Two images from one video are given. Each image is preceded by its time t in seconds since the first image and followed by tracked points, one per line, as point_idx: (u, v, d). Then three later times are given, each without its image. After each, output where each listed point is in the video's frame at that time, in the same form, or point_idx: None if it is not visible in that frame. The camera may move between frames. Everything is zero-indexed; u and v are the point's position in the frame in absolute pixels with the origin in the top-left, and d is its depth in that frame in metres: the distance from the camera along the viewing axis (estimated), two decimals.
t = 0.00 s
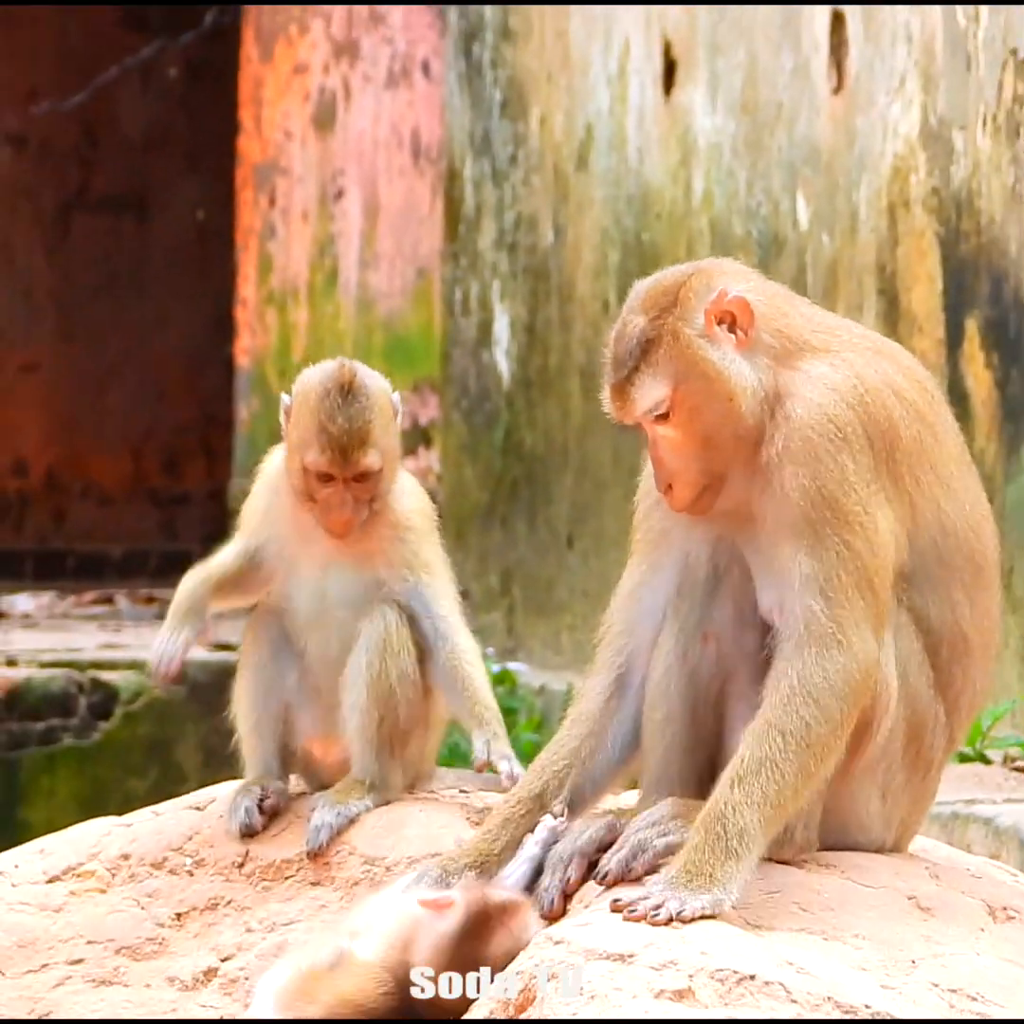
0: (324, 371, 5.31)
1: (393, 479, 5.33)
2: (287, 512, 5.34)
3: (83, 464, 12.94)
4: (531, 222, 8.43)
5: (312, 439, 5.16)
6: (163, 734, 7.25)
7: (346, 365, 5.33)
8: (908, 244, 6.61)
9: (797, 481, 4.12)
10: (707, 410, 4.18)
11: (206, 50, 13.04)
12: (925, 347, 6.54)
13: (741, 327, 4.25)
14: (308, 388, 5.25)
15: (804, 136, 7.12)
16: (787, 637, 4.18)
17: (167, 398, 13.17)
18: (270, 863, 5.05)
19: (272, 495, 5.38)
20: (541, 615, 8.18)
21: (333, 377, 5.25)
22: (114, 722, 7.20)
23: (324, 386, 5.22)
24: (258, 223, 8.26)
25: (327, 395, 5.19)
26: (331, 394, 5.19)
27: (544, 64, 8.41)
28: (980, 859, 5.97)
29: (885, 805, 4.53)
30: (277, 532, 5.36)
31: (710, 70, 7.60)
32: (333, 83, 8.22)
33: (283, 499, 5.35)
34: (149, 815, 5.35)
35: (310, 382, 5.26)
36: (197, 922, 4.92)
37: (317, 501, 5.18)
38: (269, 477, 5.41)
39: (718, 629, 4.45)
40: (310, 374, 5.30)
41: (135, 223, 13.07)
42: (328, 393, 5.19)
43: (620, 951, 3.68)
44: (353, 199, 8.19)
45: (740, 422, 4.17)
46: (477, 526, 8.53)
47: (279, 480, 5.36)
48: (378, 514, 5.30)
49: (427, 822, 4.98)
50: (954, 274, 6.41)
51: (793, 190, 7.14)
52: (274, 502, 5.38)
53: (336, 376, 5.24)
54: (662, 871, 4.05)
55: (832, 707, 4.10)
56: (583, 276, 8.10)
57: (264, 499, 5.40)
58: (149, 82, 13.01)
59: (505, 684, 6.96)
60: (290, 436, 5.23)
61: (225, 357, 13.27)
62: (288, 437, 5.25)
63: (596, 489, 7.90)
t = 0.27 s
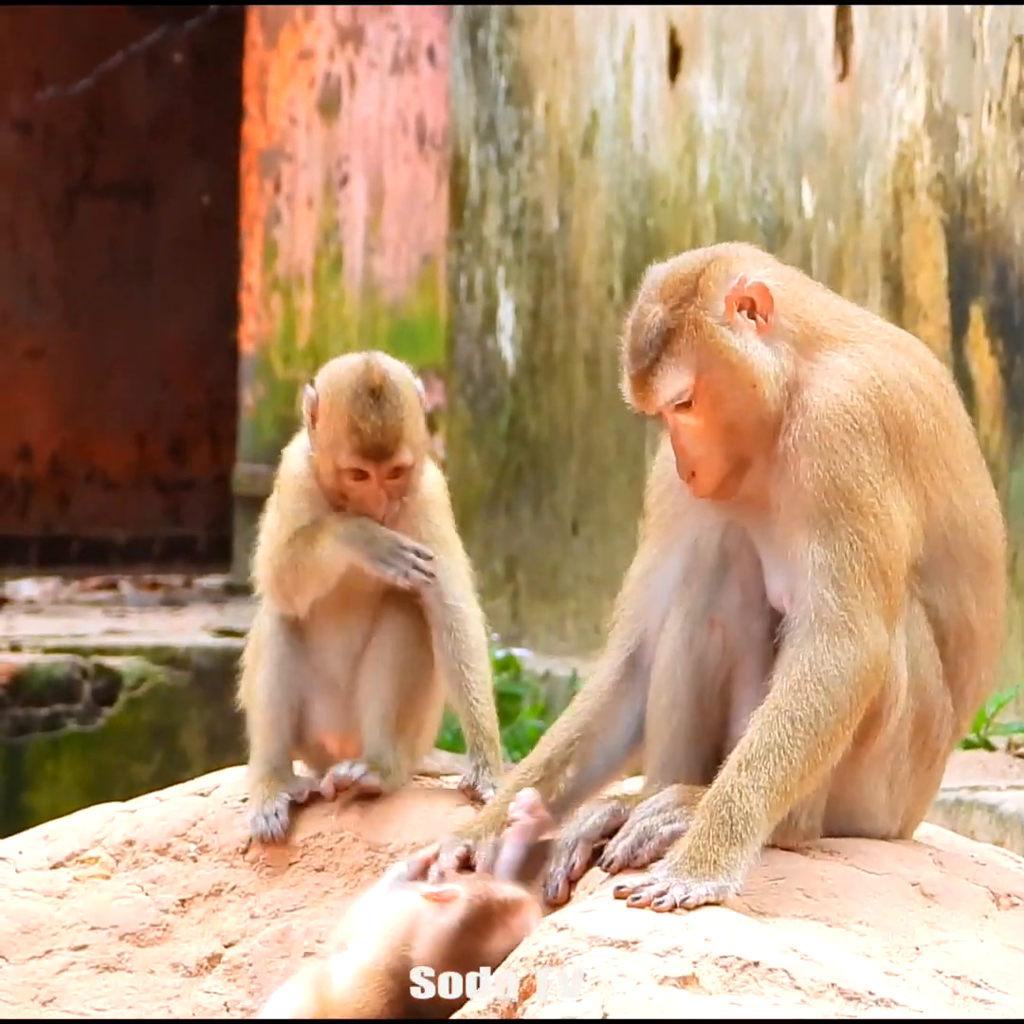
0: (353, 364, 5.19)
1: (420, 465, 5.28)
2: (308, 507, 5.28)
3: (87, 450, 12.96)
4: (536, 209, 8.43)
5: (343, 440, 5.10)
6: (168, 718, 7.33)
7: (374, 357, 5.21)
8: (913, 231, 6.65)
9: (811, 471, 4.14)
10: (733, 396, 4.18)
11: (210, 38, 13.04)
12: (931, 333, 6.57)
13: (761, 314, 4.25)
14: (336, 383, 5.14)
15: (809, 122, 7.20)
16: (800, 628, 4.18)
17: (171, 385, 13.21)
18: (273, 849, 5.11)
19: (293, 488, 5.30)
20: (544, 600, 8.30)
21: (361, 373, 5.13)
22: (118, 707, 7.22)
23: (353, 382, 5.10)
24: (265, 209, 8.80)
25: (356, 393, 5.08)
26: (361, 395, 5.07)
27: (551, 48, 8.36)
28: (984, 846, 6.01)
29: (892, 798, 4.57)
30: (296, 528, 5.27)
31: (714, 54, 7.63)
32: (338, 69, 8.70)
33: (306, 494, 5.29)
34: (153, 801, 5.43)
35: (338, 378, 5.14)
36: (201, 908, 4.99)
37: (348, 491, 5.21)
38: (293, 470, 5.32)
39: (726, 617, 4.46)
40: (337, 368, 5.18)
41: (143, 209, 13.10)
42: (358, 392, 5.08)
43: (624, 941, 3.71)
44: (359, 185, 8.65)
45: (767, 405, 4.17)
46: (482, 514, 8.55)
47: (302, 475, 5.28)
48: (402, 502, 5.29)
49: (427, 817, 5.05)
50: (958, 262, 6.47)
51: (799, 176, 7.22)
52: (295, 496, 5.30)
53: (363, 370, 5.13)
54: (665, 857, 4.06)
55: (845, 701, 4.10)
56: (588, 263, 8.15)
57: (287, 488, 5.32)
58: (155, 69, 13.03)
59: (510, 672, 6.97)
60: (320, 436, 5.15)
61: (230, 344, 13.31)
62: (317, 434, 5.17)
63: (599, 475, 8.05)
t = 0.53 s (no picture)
0: (398, 372, 5.12)
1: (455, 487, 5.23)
2: (331, 509, 5.28)
3: (85, 432, 12.81)
4: (535, 191, 8.68)
5: (375, 453, 5.07)
6: (166, 701, 7.41)
7: (423, 370, 5.14)
8: (911, 213, 6.80)
9: (805, 460, 4.18)
10: (724, 393, 4.25)
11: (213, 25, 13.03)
12: (928, 315, 6.71)
13: (750, 308, 4.29)
14: (379, 391, 5.07)
15: (807, 104, 7.38)
16: (799, 612, 4.21)
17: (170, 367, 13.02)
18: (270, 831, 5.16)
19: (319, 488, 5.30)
20: (544, 583, 8.37)
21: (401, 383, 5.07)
22: (115, 688, 7.32)
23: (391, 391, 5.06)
24: (263, 191, 8.57)
25: (392, 406, 5.02)
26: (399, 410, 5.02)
27: (548, 31, 8.74)
28: (982, 827, 6.03)
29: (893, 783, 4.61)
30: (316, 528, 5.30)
31: (714, 38, 7.96)
32: (337, 51, 8.53)
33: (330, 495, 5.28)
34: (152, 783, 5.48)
35: (379, 385, 5.09)
36: (199, 890, 4.98)
37: (372, 501, 5.19)
38: (319, 465, 5.30)
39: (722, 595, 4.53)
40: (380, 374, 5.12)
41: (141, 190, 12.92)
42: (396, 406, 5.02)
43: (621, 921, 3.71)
44: (358, 167, 8.46)
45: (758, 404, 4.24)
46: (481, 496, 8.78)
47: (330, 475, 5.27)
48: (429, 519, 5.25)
49: (425, 804, 5.07)
50: (957, 245, 6.59)
51: (797, 159, 7.38)
52: (316, 492, 5.31)
53: (410, 380, 5.06)
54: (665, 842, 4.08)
55: (845, 684, 4.13)
56: (588, 244, 8.42)
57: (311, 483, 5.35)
58: (153, 48, 12.78)
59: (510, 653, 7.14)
60: (351, 443, 5.12)
61: (225, 325, 12.98)
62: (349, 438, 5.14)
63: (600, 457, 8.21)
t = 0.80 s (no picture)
0: (516, 381, 5.14)
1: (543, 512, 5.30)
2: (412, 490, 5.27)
3: (82, 415, 13.42)
4: (529, 174, 8.66)
5: (493, 465, 5.08)
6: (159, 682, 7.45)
7: (544, 384, 5.17)
8: (907, 194, 6.99)
9: (790, 437, 4.19)
10: (718, 385, 4.25)
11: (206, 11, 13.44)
12: (924, 297, 6.93)
13: (739, 297, 4.27)
14: (496, 397, 5.08)
15: (803, 88, 7.48)
16: (788, 587, 4.22)
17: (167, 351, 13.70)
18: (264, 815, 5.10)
19: (407, 471, 5.29)
20: (541, 566, 8.33)
21: (519, 392, 5.10)
22: (110, 668, 7.35)
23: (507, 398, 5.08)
24: (258, 173, 9.38)
25: (512, 414, 5.05)
26: (524, 424, 5.04)
27: (544, 15, 8.63)
28: (977, 809, 6.05)
29: (890, 755, 4.63)
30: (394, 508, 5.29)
31: (708, 17, 7.93)
32: (332, 33, 9.29)
33: (419, 483, 5.26)
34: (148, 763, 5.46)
35: (501, 389, 5.11)
36: (193, 871, 5.02)
37: (475, 513, 5.21)
38: (416, 449, 5.29)
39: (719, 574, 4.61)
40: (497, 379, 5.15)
41: (136, 173, 13.57)
42: (519, 417, 5.04)
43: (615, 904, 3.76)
44: (352, 148, 9.25)
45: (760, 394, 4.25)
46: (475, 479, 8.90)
47: (426, 463, 5.25)
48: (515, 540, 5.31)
49: (413, 784, 4.99)
50: (952, 226, 6.80)
51: (793, 140, 7.48)
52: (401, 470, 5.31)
53: (529, 391, 5.10)
54: (656, 823, 4.15)
55: (835, 658, 4.14)
56: (582, 226, 8.39)
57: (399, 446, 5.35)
58: (149, 35, 13.45)
59: (504, 635, 7.19)
60: (468, 448, 5.12)
61: (220, 308, 13.76)
62: (460, 438, 5.15)
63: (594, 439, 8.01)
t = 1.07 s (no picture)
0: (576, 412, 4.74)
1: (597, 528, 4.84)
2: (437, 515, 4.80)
3: (61, 394, 13.52)
4: (509, 152, 9.28)
5: (525, 505, 4.65)
6: (139, 661, 7.68)
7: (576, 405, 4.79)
8: (887, 175, 7.54)
9: (767, 424, 4.33)
10: (687, 356, 4.37)
11: None
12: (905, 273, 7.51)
13: (709, 273, 4.40)
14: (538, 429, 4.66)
15: (783, 67, 8.08)
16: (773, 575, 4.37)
17: (147, 327, 13.83)
18: (247, 794, 5.15)
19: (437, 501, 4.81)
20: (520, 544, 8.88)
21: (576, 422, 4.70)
22: (90, 648, 7.60)
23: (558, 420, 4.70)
24: (237, 154, 9.29)
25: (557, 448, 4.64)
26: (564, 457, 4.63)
27: None
28: (957, 790, 6.08)
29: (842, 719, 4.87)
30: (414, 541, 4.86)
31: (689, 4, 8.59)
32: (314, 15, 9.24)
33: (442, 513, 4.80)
34: (125, 741, 5.46)
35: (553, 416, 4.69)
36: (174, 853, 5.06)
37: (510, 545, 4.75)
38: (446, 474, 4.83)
39: (705, 561, 4.69)
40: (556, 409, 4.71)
41: (116, 155, 13.64)
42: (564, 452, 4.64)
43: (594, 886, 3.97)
44: (332, 130, 9.27)
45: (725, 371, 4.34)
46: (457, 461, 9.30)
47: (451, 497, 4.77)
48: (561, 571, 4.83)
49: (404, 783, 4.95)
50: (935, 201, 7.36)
51: (773, 120, 8.11)
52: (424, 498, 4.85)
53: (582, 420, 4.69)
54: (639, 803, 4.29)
55: (820, 642, 4.29)
56: (562, 207, 9.05)
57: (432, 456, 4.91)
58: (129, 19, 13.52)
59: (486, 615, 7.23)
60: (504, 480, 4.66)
61: (200, 286, 13.93)
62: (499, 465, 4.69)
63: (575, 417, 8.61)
